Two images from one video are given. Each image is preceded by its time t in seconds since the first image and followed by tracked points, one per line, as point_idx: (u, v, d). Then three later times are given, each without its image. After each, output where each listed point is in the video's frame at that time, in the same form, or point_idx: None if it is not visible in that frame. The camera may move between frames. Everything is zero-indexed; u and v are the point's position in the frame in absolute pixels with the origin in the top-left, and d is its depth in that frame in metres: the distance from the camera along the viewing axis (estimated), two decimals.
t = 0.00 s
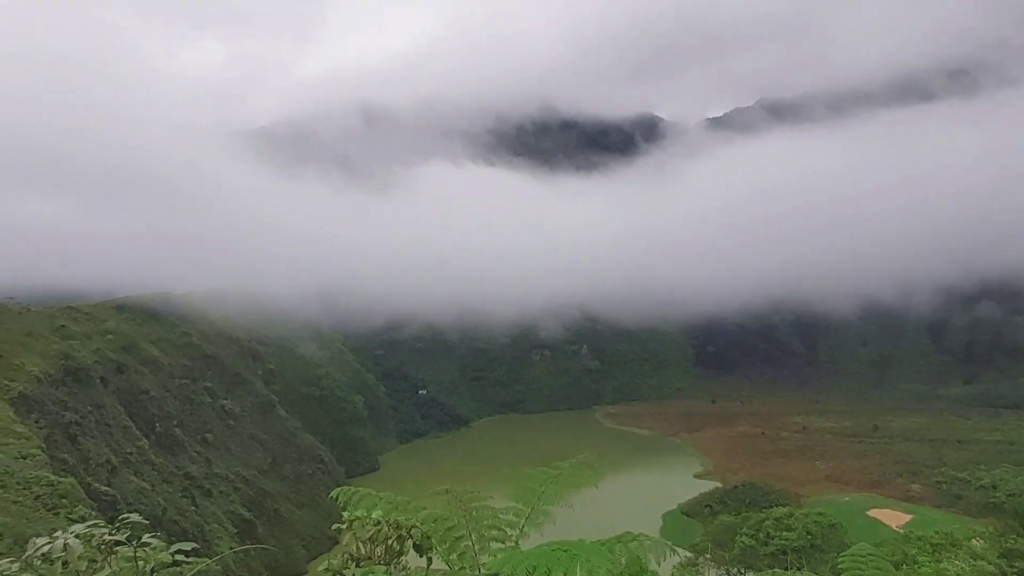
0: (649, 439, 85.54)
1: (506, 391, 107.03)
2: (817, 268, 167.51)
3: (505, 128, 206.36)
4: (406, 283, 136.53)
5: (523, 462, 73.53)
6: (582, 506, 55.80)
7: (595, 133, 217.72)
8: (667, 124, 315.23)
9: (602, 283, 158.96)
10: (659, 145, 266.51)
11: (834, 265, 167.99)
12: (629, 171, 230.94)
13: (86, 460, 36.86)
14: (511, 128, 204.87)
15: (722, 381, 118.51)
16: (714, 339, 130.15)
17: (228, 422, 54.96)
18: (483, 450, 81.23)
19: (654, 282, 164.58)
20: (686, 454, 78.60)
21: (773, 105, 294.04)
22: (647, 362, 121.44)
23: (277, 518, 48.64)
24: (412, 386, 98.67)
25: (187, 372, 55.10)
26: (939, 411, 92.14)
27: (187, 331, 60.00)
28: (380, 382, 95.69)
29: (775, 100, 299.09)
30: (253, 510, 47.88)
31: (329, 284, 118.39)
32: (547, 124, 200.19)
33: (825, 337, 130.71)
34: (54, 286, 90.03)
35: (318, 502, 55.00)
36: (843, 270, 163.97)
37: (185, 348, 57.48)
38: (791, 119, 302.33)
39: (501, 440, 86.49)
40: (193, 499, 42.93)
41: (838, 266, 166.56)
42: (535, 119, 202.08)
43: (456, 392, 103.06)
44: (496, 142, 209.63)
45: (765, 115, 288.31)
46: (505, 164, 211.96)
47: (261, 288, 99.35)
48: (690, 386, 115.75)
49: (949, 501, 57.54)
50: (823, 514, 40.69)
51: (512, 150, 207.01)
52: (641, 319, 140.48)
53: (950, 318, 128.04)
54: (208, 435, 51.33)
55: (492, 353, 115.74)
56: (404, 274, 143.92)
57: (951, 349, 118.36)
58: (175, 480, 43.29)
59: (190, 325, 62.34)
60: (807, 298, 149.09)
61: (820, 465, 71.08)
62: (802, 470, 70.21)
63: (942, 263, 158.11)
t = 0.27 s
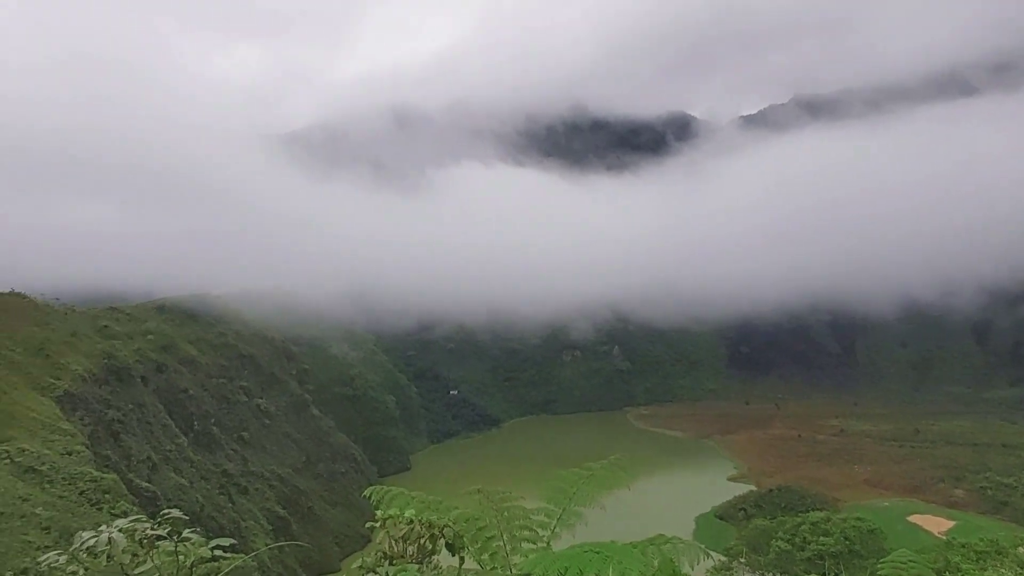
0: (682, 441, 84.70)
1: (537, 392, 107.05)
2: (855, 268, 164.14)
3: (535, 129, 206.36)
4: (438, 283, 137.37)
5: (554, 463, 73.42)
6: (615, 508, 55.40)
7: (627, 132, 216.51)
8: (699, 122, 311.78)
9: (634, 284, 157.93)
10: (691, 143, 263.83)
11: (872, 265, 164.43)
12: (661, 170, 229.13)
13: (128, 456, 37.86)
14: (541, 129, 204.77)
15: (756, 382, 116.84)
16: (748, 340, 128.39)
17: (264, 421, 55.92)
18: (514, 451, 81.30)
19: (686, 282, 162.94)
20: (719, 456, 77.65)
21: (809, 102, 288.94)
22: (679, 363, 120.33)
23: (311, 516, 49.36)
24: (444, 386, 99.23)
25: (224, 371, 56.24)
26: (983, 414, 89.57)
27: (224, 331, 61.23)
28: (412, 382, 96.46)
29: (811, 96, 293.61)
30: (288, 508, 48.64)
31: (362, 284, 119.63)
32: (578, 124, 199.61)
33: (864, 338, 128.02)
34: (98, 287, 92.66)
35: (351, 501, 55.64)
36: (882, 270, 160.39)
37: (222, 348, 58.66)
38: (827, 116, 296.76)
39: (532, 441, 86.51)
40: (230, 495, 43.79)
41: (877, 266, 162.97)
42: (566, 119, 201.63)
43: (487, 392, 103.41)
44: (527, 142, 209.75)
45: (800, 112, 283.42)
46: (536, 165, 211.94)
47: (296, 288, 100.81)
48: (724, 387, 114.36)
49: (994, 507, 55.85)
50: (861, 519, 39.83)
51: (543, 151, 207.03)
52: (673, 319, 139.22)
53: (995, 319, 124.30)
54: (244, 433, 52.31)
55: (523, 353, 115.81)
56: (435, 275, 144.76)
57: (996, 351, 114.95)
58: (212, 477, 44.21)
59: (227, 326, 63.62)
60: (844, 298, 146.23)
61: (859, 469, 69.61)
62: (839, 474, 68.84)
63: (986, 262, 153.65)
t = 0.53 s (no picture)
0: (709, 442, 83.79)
1: (563, 392, 106.94)
2: (887, 268, 161.15)
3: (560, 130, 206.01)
4: (463, 284, 137.66)
5: (581, 464, 73.31)
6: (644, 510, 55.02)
7: (652, 132, 215.11)
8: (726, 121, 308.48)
9: (660, 284, 156.81)
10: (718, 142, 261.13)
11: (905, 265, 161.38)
12: (687, 169, 227.18)
13: (161, 454, 38.59)
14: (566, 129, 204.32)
15: (786, 384, 115.29)
16: (777, 341, 126.74)
17: (292, 420, 56.60)
18: (540, 451, 81.32)
19: (714, 283, 161.40)
20: (748, 458, 76.74)
21: (839, 98, 284.10)
22: (707, 364, 119.20)
23: (339, 515, 49.88)
24: (469, 387, 99.48)
25: (253, 371, 57.07)
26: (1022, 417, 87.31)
27: (253, 332, 62.12)
28: (438, 382, 96.93)
29: (842, 93, 288.82)
30: (316, 507, 49.15)
31: (388, 285, 120.42)
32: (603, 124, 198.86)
33: (897, 339, 125.64)
34: (131, 289, 94.50)
35: (377, 500, 56.11)
36: (916, 270, 157.20)
37: (251, 348, 59.51)
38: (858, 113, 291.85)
39: (558, 442, 86.37)
40: (259, 494, 44.41)
41: (910, 265, 159.85)
42: (591, 119, 200.96)
43: (513, 393, 103.44)
44: (552, 143, 209.61)
45: (830, 109, 278.87)
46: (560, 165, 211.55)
47: (323, 289, 101.79)
48: (752, 389, 112.96)
49: None
50: (894, 523, 39.06)
51: (568, 151, 206.52)
52: (700, 320, 137.92)
53: None
54: (273, 432, 52.99)
55: (549, 354, 115.63)
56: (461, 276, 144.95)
57: None
58: (242, 476, 44.87)
59: (256, 326, 64.59)
60: (876, 298, 143.61)
61: (891, 472, 68.29)
62: (871, 477, 67.58)
63: None
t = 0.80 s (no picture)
0: (737, 442, 82.87)
1: (589, 392, 106.67)
2: (920, 265, 157.99)
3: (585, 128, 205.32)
4: (488, 283, 137.91)
5: (607, 463, 73.02)
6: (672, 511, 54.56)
7: (677, 130, 213.39)
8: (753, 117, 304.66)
9: (686, 282, 155.53)
10: (744, 138, 258.12)
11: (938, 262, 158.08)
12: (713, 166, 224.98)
13: (193, 452, 39.29)
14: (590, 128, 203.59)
15: (815, 383, 113.68)
16: (806, 340, 124.98)
17: (320, 419, 57.23)
18: (566, 451, 81.18)
19: (740, 281, 159.66)
20: (777, 458, 75.78)
21: (869, 93, 278.98)
22: (734, 363, 117.96)
23: (366, 513, 50.32)
24: (494, 386, 99.63)
25: (282, 370, 57.82)
26: None
27: (281, 332, 62.92)
28: (463, 382, 97.26)
29: (873, 88, 283.46)
30: (343, 505, 49.63)
31: (413, 285, 121.04)
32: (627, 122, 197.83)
33: (930, 337, 123.17)
34: (162, 290, 96.28)
35: (404, 499, 56.48)
36: (950, 266, 153.88)
37: (279, 348, 60.28)
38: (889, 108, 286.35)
39: (583, 441, 86.15)
40: (288, 492, 44.99)
41: (943, 262, 156.53)
42: (615, 117, 200.01)
43: (538, 392, 103.38)
44: (576, 142, 209.08)
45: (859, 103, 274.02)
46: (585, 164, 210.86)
47: (349, 289, 102.69)
48: (781, 389, 111.47)
49: None
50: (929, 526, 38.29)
51: (593, 150, 205.74)
52: (727, 319, 136.53)
53: None
54: (301, 430, 53.61)
55: (574, 353, 115.28)
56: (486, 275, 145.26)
57: None
58: (271, 474, 45.48)
59: (284, 326, 65.42)
60: (908, 296, 140.92)
61: (925, 473, 66.96)
62: (904, 478, 66.33)
63: None
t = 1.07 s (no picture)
0: (761, 443, 82.03)
1: (609, 391, 106.29)
2: (947, 263, 155.25)
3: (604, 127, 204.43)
4: (507, 282, 137.89)
5: (628, 463, 72.67)
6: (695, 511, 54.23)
7: (698, 127, 211.69)
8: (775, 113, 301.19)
9: (707, 281, 154.27)
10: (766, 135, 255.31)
11: (966, 259, 155.26)
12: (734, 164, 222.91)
13: (217, 451, 39.77)
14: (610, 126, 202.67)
15: (840, 383, 112.20)
16: (830, 339, 123.36)
17: (341, 419, 57.63)
18: (587, 451, 80.95)
19: (763, 280, 158.01)
20: (801, 459, 74.89)
21: (893, 87, 274.49)
22: (757, 363, 116.81)
23: (388, 512, 50.61)
24: (515, 386, 99.57)
25: (304, 370, 58.32)
26: None
27: (303, 332, 63.44)
28: (483, 382, 97.38)
29: (898, 83, 278.92)
30: (365, 504, 49.96)
31: (433, 285, 121.31)
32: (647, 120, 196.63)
33: (958, 336, 120.98)
34: (186, 291, 97.52)
35: (425, 498, 56.75)
36: (978, 264, 151.03)
37: (301, 349, 60.81)
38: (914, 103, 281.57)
39: (604, 441, 85.85)
40: (311, 491, 45.37)
41: (971, 260, 153.68)
42: (635, 116, 198.92)
43: (558, 392, 103.18)
44: (595, 141, 208.32)
45: (884, 99, 269.71)
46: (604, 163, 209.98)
47: (369, 290, 103.20)
48: (805, 388, 110.14)
49: None
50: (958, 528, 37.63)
51: (612, 149, 204.90)
52: (749, 317, 135.19)
53: None
54: (323, 430, 54.01)
55: (595, 352, 114.85)
56: (505, 275, 145.29)
57: None
58: (294, 473, 45.86)
59: (306, 327, 65.97)
60: (935, 295, 138.53)
61: (954, 475, 65.80)
62: (932, 479, 65.22)
63: None
